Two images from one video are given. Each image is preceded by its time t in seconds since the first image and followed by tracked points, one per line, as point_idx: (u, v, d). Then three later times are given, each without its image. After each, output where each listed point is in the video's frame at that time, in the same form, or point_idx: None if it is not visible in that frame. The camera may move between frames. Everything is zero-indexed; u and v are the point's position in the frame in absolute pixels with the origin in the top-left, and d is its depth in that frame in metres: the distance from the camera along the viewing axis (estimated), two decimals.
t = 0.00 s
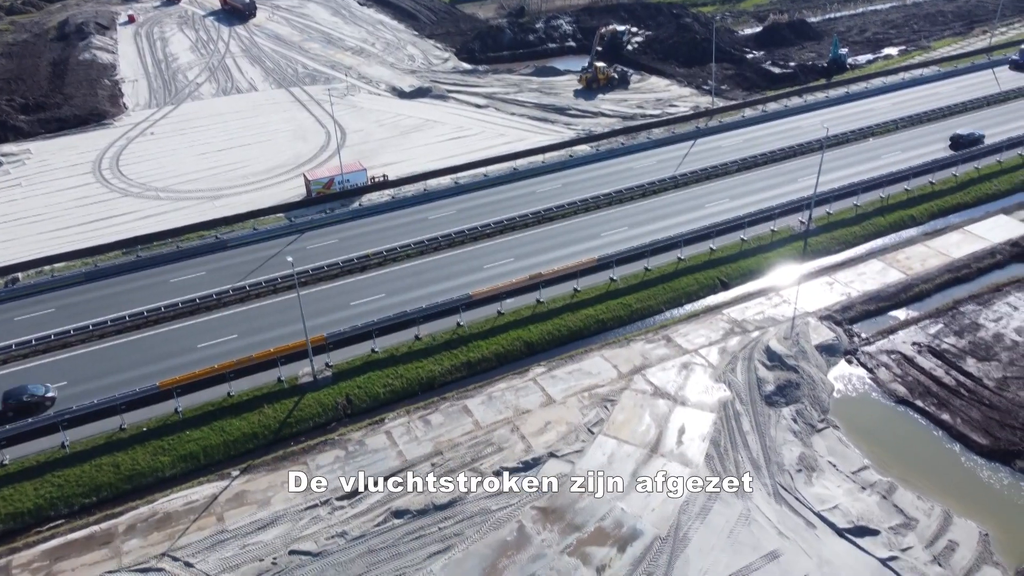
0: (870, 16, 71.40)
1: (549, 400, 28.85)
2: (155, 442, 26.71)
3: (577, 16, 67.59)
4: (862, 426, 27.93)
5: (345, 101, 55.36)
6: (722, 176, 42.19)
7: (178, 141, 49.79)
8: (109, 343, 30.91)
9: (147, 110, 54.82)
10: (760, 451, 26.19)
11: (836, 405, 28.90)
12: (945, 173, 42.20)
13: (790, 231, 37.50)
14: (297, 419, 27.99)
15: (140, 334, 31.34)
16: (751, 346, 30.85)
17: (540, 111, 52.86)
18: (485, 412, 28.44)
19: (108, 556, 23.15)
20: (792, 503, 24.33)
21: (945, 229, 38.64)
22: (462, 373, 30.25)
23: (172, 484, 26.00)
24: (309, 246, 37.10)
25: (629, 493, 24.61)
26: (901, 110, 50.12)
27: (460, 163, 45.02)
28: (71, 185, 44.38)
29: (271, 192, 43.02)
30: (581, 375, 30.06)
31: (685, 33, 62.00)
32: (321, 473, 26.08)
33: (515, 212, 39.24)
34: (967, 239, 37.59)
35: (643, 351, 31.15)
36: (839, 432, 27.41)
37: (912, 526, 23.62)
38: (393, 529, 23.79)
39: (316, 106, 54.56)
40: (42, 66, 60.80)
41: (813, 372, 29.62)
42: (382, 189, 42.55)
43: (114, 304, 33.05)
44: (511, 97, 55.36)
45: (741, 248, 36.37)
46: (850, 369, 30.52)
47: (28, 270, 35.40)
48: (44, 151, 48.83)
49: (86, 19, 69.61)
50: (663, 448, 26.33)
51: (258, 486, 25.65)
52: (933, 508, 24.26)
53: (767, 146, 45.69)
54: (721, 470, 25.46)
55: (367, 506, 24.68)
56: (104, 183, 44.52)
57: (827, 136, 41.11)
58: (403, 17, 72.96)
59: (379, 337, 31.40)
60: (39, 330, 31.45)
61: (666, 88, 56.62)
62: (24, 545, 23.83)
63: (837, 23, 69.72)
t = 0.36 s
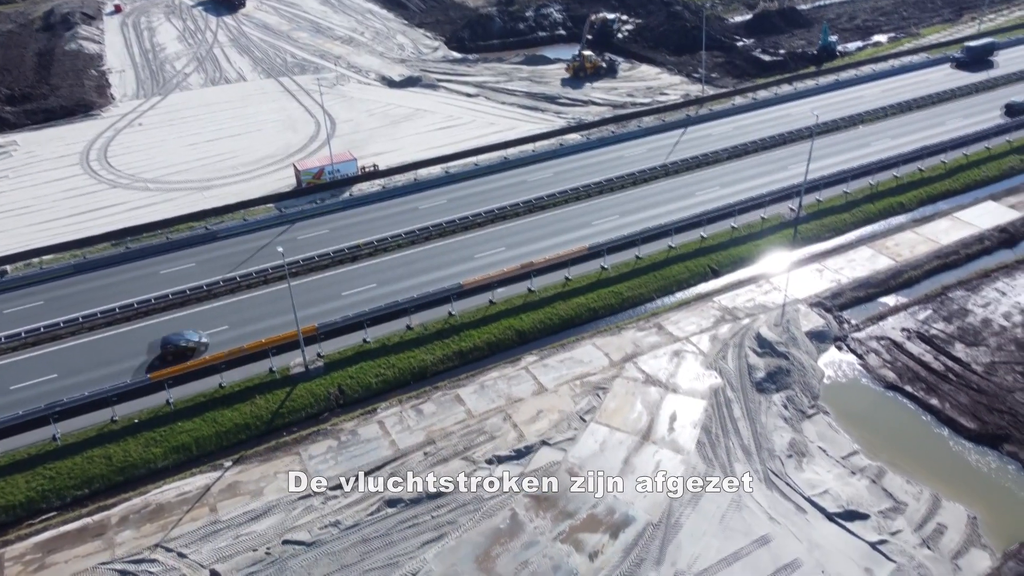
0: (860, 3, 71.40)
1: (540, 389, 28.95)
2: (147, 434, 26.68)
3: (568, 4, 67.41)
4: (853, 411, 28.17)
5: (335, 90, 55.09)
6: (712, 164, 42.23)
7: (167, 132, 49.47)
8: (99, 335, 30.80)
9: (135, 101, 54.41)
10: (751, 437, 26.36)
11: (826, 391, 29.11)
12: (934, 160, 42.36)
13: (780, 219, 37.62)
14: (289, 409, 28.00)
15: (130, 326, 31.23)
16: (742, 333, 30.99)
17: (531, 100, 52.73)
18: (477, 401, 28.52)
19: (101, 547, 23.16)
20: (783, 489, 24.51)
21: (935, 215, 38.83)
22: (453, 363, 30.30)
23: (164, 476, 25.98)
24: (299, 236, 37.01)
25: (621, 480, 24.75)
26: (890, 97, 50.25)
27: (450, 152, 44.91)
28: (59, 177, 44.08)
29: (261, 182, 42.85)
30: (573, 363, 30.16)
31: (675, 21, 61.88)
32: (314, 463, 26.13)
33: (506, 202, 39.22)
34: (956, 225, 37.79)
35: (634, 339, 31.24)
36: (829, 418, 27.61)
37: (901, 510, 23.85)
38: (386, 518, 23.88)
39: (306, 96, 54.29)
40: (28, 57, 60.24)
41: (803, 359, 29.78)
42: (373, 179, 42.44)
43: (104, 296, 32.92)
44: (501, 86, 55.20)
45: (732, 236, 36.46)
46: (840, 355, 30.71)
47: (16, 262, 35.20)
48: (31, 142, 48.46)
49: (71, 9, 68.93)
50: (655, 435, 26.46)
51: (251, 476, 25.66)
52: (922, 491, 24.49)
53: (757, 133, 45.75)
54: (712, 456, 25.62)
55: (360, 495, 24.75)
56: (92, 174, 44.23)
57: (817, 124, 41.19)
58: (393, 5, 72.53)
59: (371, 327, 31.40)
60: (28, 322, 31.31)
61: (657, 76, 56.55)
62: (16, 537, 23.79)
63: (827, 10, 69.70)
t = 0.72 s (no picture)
0: None
1: (532, 377, 29.03)
2: (138, 426, 26.62)
3: None
4: (842, 396, 28.37)
5: (323, 79, 54.82)
6: (702, 151, 42.29)
7: (154, 122, 49.13)
8: (89, 327, 30.66)
9: (121, 91, 53.99)
10: (741, 423, 26.52)
11: (815, 376, 29.28)
12: (922, 146, 42.57)
13: (770, 205, 37.75)
14: (281, 400, 27.98)
15: (120, 318, 31.09)
16: (732, 320, 31.12)
17: (520, 88, 52.62)
18: (469, 390, 28.57)
19: (94, 539, 23.14)
20: (773, 473, 24.69)
21: (923, 201, 39.04)
22: (445, 352, 30.33)
23: (156, 467, 25.94)
24: (289, 227, 36.88)
25: (613, 467, 24.87)
26: (878, 84, 50.43)
27: (440, 141, 44.80)
28: (45, 168, 43.73)
29: (250, 172, 42.65)
30: (564, 351, 30.23)
31: (664, 8, 61.78)
32: (306, 453, 26.13)
33: (496, 190, 39.19)
34: (944, 211, 38.02)
35: (625, 326, 31.32)
36: (819, 403, 27.80)
37: (890, 493, 24.08)
38: (379, 507, 23.93)
39: (294, 85, 53.99)
40: (12, 47, 59.62)
41: (793, 344, 29.94)
42: (362, 168, 42.30)
43: (93, 288, 32.76)
44: (490, 74, 55.03)
45: (721, 223, 36.56)
46: (829, 341, 30.90)
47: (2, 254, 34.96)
48: (17, 134, 48.04)
49: None
50: (646, 422, 26.58)
51: (243, 467, 25.65)
52: (910, 474, 24.73)
53: (746, 121, 45.83)
54: (703, 442, 25.76)
55: (352, 485, 24.81)
56: (79, 166, 43.91)
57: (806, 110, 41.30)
58: None
59: (361, 317, 31.38)
60: (16, 315, 31.12)
61: (646, 63, 56.51)
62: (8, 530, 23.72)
63: None
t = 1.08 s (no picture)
0: None
1: (524, 365, 29.08)
2: (129, 418, 26.54)
3: None
4: (831, 382, 28.54)
5: (312, 69, 54.50)
6: (692, 139, 42.31)
7: (141, 113, 48.75)
8: (78, 319, 30.49)
9: (107, 82, 53.53)
10: (733, 409, 26.64)
11: (805, 362, 29.45)
12: (911, 132, 42.72)
13: (760, 192, 37.83)
14: (273, 390, 27.95)
15: (110, 310, 30.94)
16: (723, 307, 31.21)
17: (510, 77, 52.45)
18: (461, 379, 28.61)
19: (86, 531, 23.09)
20: (765, 459, 24.84)
21: (912, 187, 39.21)
22: (437, 341, 30.33)
23: (148, 459, 25.89)
24: (279, 217, 36.74)
25: (605, 454, 24.97)
26: (867, 71, 50.57)
27: (430, 130, 44.64)
28: (31, 160, 43.36)
29: (239, 162, 42.43)
30: (556, 339, 30.28)
31: None
32: (299, 443, 26.12)
33: (487, 179, 39.12)
34: (933, 197, 38.20)
35: (616, 314, 31.38)
36: (810, 388, 27.96)
37: (880, 477, 24.27)
38: (372, 496, 23.97)
39: (283, 75, 53.68)
40: None
41: (783, 331, 30.07)
42: (352, 158, 42.14)
43: (82, 280, 32.57)
44: (479, 63, 54.80)
45: (712, 210, 36.63)
46: (820, 327, 31.05)
47: None
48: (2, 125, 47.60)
49: None
50: (638, 409, 26.68)
51: (236, 457, 25.62)
52: (900, 459, 24.93)
53: (736, 108, 45.86)
54: (695, 429, 25.88)
55: (345, 475, 24.83)
56: (66, 157, 43.57)
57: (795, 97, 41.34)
58: None
59: (353, 307, 31.34)
60: (4, 308, 30.92)
61: (636, 51, 56.41)
62: None
63: None
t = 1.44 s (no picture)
0: None
1: (517, 354, 29.12)
2: (122, 410, 26.47)
3: None
4: (823, 369, 28.69)
5: (302, 58, 54.18)
6: (683, 127, 42.30)
7: (129, 103, 48.40)
8: (69, 312, 30.35)
9: (95, 73, 53.10)
10: (725, 396, 26.75)
11: (797, 349, 29.58)
12: (902, 119, 42.85)
13: (751, 180, 37.89)
14: (266, 381, 27.91)
15: (101, 302, 30.80)
16: (715, 295, 31.29)
17: (501, 66, 52.24)
18: (455, 368, 28.62)
19: (80, 524, 23.05)
20: (757, 445, 24.98)
21: (903, 174, 39.33)
22: (429, 331, 30.32)
23: (141, 451, 25.83)
24: (270, 208, 36.60)
25: (598, 442, 25.06)
26: (858, 58, 50.65)
27: (421, 120, 44.48)
28: (19, 151, 43.01)
29: (229, 153, 42.20)
30: (549, 328, 30.31)
31: None
32: (292, 434, 26.10)
33: (478, 169, 39.04)
34: (924, 183, 38.33)
35: (609, 303, 31.42)
36: (801, 375, 28.10)
37: (871, 462, 24.44)
38: (366, 486, 24.01)
39: (272, 64, 53.35)
40: None
41: (775, 318, 30.17)
42: (343, 148, 41.96)
43: (72, 273, 32.40)
44: (470, 51, 54.54)
45: (703, 198, 36.68)
46: (812, 314, 31.16)
47: None
48: None
49: None
50: (631, 397, 26.76)
51: (230, 449, 25.58)
52: (891, 444, 25.11)
53: (728, 96, 45.85)
54: (687, 416, 25.99)
55: (339, 465, 24.85)
56: (54, 149, 43.23)
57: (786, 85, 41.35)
58: None
59: (345, 297, 31.29)
60: None
61: (627, 39, 56.26)
62: None
63: None
